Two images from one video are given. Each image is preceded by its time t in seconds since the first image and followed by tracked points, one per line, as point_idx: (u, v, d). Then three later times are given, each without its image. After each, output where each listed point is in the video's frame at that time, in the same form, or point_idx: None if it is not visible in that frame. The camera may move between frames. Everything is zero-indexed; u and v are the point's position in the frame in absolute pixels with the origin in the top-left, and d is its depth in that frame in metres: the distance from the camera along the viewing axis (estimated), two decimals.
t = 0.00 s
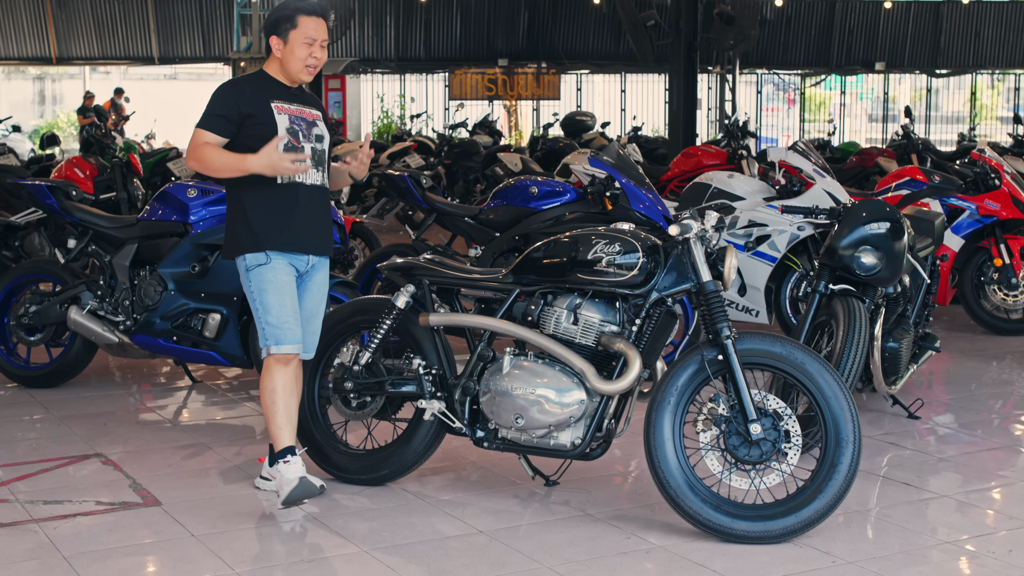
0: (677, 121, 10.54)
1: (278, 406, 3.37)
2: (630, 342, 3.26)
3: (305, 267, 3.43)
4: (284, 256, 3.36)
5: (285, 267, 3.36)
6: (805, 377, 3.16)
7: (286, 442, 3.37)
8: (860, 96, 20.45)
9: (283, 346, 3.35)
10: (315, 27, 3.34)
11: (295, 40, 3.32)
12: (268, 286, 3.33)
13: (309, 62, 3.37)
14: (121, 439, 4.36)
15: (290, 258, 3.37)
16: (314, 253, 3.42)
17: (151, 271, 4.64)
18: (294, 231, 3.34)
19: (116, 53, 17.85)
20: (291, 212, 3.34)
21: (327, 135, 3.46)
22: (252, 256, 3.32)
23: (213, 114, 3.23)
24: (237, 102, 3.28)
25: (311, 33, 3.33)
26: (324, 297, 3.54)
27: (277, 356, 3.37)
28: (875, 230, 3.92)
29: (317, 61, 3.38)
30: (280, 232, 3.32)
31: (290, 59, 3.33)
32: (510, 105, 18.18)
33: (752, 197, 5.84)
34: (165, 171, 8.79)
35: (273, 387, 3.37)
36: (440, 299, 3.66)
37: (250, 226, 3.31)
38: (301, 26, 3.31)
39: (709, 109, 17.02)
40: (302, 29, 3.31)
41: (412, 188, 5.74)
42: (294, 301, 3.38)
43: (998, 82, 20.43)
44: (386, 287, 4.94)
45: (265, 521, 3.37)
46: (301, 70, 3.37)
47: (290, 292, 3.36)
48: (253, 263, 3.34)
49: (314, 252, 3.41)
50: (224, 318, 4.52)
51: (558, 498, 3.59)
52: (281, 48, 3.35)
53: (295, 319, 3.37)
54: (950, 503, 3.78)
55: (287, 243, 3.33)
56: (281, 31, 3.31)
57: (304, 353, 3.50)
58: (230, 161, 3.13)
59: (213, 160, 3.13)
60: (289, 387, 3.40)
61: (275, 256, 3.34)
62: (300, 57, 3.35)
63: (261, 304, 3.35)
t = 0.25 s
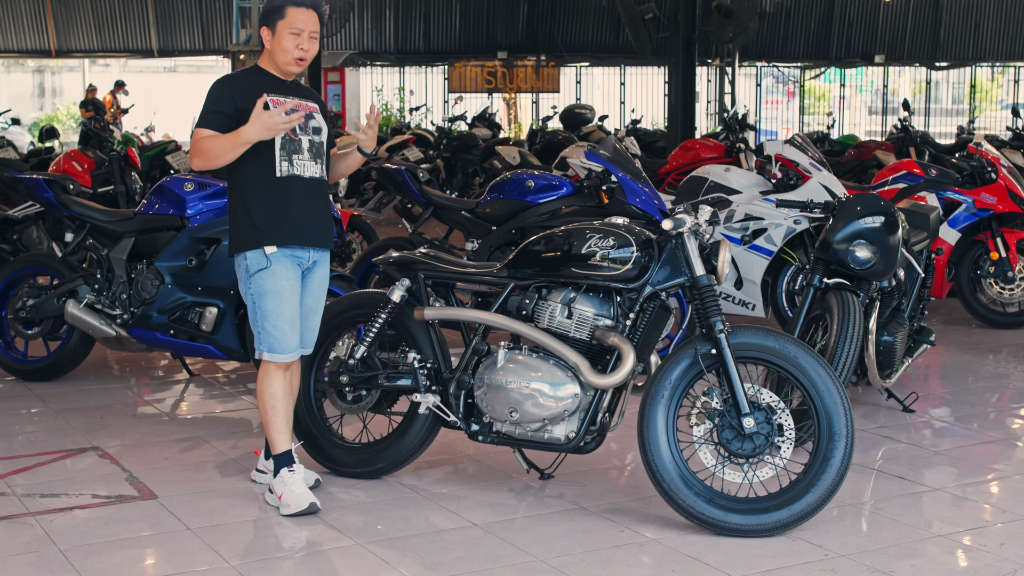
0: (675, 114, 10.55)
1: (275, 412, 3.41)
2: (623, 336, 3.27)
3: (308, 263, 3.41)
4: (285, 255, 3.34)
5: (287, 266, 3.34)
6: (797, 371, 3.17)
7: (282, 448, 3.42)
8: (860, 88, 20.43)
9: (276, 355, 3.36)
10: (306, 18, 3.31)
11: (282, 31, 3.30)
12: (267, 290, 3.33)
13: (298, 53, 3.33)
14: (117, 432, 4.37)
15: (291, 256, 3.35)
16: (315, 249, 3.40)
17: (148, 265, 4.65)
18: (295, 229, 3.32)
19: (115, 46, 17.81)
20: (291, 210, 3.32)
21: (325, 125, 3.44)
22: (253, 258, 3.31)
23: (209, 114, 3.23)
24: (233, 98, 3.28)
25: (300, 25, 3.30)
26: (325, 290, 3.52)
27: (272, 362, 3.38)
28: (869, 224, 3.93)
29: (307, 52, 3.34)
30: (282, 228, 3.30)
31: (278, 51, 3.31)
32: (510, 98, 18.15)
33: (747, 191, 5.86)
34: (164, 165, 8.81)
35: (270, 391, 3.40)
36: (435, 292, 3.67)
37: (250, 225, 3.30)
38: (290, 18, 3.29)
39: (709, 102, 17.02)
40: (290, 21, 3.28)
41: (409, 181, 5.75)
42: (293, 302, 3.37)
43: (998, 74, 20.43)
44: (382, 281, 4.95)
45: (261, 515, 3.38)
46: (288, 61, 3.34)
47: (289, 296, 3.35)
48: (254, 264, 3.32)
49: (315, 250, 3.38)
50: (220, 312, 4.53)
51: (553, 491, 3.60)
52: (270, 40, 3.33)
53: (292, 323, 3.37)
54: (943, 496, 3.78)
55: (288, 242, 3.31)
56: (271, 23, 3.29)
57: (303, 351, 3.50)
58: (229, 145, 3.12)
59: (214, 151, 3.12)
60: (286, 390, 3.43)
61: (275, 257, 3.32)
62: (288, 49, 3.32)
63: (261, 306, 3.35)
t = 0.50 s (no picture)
0: (674, 111, 10.56)
1: (272, 410, 3.43)
2: (619, 335, 3.28)
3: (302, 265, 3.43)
4: (278, 256, 3.36)
5: (280, 267, 3.36)
6: (793, 370, 3.18)
7: (281, 446, 3.44)
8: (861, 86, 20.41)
9: (273, 354, 3.37)
10: (308, 16, 3.29)
11: (282, 27, 3.28)
12: (260, 289, 3.35)
13: (298, 49, 3.31)
14: (117, 430, 4.39)
15: (285, 258, 3.38)
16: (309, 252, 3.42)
17: (146, 263, 4.66)
18: (288, 232, 3.34)
19: (116, 43, 17.82)
20: (286, 214, 3.34)
21: (325, 128, 3.43)
22: (245, 258, 3.34)
23: (208, 114, 3.22)
24: (232, 98, 3.25)
25: (302, 21, 3.28)
26: (322, 292, 3.54)
27: (268, 361, 3.40)
28: (866, 223, 3.94)
29: (308, 49, 3.32)
30: (275, 231, 3.33)
31: (278, 47, 3.29)
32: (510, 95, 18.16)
33: (746, 189, 5.87)
34: (164, 162, 8.81)
35: (267, 390, 3.42)
36: (433, 291, 3.68)
37: (244, 224, 3.32)
38: (291, 15, 3.27)
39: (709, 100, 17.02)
40: (290, 17, 3.27)
41: (408, 180, 5.73)
42: (288, 301, 3.39)
43: (998, 72, 20.44)
44: (381, 280, 4.97)
45: (258, 513, 3.39)
46: (288, 59, 3.31)
47: (283, 295, 3.37)
48: (246, 264, 3.36)
49: (308, 251, 3.40)
50: (219, 310, 4.54)
51: (549, 489, 3.62)
52: (271, 37, 3.32)
53: (287, 323, 3.38)
54: (939, 495, 3.79)
55: (280, 243, 3.33)
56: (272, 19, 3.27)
57: (301, 351, 3.52)
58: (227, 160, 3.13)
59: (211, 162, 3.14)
60: (283, 389, 3.45)
61: (267, 257, 3.35)
62: (289, 45, 3.30)
63: (255, 307, 3.37)
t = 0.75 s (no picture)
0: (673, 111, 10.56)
1: (263, 410, 3.44)
2: (614, 334, 3.29)
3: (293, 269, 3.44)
4: (270, 257, 3.37)
5: (271, 269, 3.37)
6: (788, 368, 3.18)
7: (275, 445, 3.45)
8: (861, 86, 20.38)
9: (259, 354, 3.38)
10: (309, 15, 3.28)
11: (282, 25, 3.28)
12: (251, 289, 3.36)
13: (301, 50, 3.30)
14: (114, 429, 4.39)
15: (277, 261, 3.38)
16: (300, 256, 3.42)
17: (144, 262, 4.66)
18: (278, 238, 3.35)
19: (115, 43, 17.81)
20: (278, 221, 3.34)
21: (326, 133, 3.42)
22: (236, 258, 3.35)
23: (203, 114, 3.25)
24: (230, 101, 3.26)
25: (303, 21, 3.27)
26: (315, 294, 3.54)
27: (258, 361, 3.41)
28: (862, 222, 3.94)
29: (311, 50, 3.31)
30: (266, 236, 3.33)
31: (279, 47, 3.29)
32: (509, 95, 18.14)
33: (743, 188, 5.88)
34: (163, 162, 8.81)
35: (258, 389, 3.43)
36: (429, 290, 3.69)
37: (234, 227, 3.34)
38: (291, 13, 3.27)
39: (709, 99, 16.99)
40: (290, 15, 3.27)
41: (405, 179, 5.75)
42: (279, 302, 3.40)
43: (998, 72, 20.45)
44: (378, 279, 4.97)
45: (254, 512, 3.40)
46: (290, 60, 3.30)
47: (273, 296, 3.37)
48: (238, 264, 3.37)
49: (300, 255, 3.41)
50: (216, 309, 4.51)
51: (545, 488, 3.62)
52: (272, 36, 3.31)
53: (276, 323, 3.39)
54: (935, 494, 3.79)
55: (271, 248, 3.34)
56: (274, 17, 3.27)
57: (293, 352, 3.53)
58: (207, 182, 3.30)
59: (194, 172, 3.30)
60: (274, 389, 3.45)
61: (258, 258, 3.35)
62: (290, 45, 3.29)
63: (245, 306, 3.38)
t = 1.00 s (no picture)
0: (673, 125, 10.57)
1: (262, 425, 3.43)
2: (610, 348, 3.29)
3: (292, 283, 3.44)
4: (269, 272, 3.36)
5: (271, 284, 3.36)
6: (784, 383, 3.18)
7: (272, 460, 3.44)
8: (862, 100, 20.41)
9: (259, 369, 3.37)
10: (308, 29, 3.30)
11: (283, 40, 3.29)
12: (250, 304, 3.35)
13: (301, 65, 3.31)
14: (111, 444, 4.39)
15: (276, 276, 3.38)
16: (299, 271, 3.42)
17: (142, 276, 4.67)
18: (276, 253, 3.34)
19: (117, 58, 17.86)
20: (276, 235, 3.34)
21: (323, 147, 3.43)
22: (234, 274, 3.35)
23: (202, 129, 3.25)
24: (228, 116, 3.27)
25: (303, 35, 3.29)
26: (313, 308, 3.53)
27: (256, 377, 3.40)
28: (858, 236, 3.95)
29: (310, 64, 3.33)
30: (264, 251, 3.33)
31: (279, 62, 3.30)
32: (510, 109, 18.17)
33: (742, 203, 5.86)
34: (164, 176, 8.82)
35: (256, 405, 3.42)
36: (426, 305, 3.69)
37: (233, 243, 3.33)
38: (291, 27, 3.28)
39: (709, 113, 17.02)
40: (290, 30, 3.28)
41: (403, 194, 5.77)
42: (278, 317, 3.39)
43: (999, 86, 20.47)
44: (376, 293, 4.98)
45: (250, 527, 3.39)
46: (291, 74, 3.32)
47: (272, 310, 3.37)
48: (236, 279, 3.36)
49: (298, 270, 3.40)
50: (214, 323, 4.52)
51: (541, 503, 3.62)
52: (272, 50, 3.32)
53: (275, 338, 3.39)
54: (933, 509, 3.79)
55: (269, 263, 3.33)
56: (273, 32, 3.29)
57: (290, 366, 3.52)
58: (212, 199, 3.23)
59: (198, 190, 3.23)
60: (272, 404, 3.44)
61: (257, 273, 3.35)
62: (290, 60, 3.31)
63: (244, 321, 3.37)
